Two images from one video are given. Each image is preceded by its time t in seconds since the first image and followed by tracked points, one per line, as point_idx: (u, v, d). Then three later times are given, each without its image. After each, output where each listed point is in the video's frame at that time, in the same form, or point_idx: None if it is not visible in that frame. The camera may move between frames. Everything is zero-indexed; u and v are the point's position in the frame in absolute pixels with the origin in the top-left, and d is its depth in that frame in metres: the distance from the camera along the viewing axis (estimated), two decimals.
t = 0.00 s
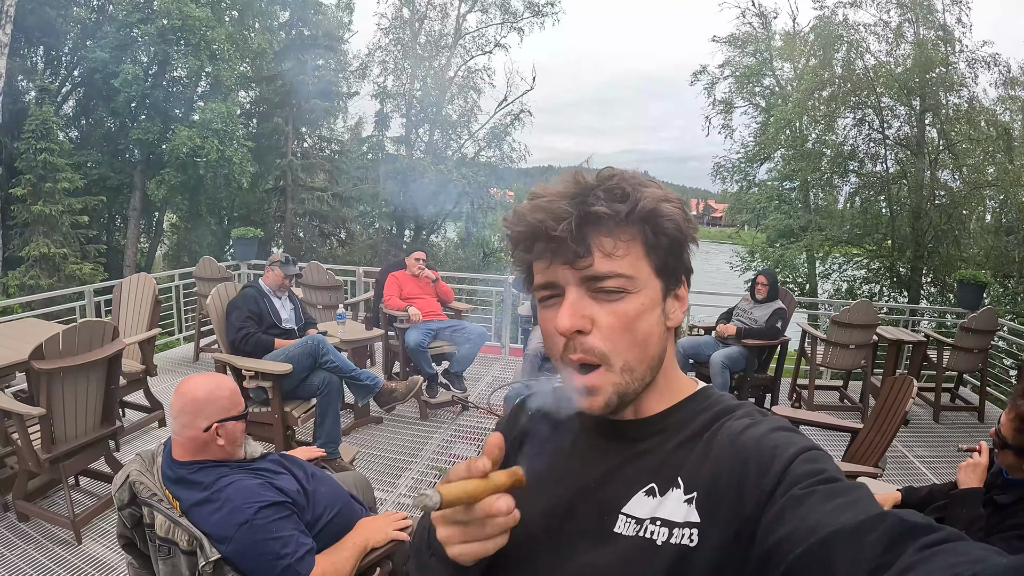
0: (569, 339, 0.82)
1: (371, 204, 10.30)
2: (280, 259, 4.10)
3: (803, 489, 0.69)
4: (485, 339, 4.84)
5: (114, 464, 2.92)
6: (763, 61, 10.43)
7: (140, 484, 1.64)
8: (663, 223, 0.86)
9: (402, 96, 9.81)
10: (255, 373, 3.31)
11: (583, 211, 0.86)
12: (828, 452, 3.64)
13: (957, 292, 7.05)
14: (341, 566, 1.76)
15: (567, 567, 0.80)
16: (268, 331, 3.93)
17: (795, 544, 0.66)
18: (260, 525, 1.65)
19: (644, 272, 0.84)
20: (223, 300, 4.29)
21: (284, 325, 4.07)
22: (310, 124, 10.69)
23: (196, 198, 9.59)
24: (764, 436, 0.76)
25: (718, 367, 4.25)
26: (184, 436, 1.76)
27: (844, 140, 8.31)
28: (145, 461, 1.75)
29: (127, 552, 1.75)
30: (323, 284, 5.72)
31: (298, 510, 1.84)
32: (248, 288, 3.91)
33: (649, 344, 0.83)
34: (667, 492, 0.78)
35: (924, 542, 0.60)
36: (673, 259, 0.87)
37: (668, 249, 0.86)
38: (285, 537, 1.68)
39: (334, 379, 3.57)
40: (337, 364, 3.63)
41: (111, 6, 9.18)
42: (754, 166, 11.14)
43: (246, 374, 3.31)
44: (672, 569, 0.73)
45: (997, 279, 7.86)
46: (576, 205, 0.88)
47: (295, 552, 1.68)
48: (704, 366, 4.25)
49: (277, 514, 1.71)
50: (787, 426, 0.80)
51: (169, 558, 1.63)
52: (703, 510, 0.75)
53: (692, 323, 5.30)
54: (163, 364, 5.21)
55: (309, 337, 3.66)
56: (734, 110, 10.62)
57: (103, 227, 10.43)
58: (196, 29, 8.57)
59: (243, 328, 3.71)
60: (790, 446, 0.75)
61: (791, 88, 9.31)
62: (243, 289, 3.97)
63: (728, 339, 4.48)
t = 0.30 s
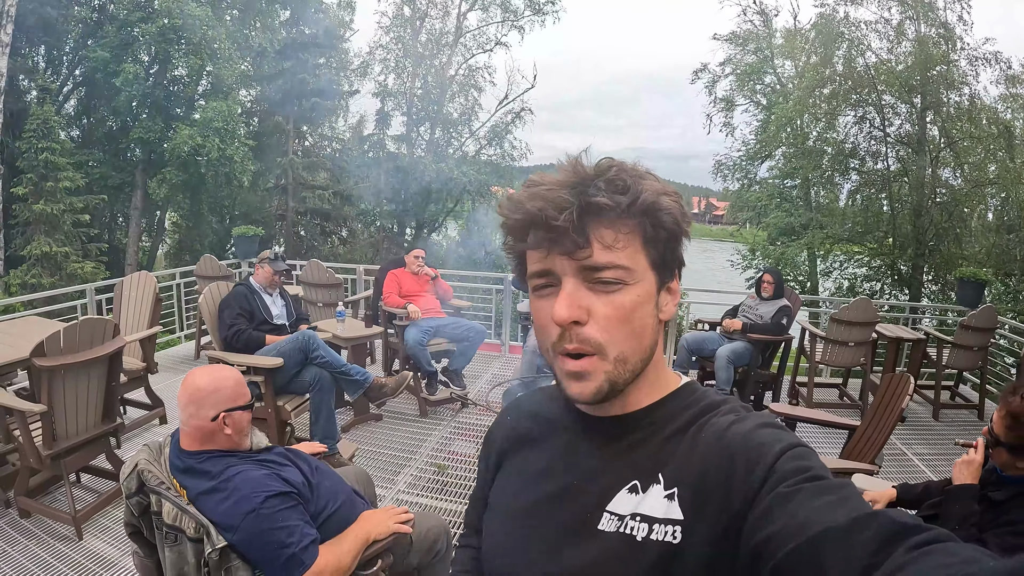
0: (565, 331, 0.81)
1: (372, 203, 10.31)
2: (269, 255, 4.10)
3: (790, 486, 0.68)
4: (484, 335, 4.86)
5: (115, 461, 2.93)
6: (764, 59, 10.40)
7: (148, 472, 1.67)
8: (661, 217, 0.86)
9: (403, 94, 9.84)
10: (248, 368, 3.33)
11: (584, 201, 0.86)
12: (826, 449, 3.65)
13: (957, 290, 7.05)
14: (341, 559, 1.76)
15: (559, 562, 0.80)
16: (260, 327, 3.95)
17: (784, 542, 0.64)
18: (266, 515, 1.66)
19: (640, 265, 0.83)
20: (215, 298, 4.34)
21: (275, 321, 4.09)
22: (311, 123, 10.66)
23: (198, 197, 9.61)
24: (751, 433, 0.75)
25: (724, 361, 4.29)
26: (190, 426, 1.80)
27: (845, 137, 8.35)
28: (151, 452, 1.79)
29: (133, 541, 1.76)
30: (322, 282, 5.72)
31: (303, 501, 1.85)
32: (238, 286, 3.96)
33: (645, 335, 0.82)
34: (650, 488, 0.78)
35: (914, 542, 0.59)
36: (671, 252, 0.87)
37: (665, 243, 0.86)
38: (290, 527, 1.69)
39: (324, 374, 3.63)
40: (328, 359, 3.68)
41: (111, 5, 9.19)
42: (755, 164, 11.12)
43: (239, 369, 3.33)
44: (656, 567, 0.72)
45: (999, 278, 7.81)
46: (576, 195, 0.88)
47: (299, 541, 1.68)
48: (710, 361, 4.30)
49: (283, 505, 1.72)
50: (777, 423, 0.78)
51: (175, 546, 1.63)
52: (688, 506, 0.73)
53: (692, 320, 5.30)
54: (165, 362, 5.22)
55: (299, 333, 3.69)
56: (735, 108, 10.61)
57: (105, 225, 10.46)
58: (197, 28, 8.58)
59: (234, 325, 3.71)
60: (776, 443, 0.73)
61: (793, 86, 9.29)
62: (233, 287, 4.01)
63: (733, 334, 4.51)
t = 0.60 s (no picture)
0: (584, 315, 0.82)
1: (374, 201, 10.32)
2: (263, 250, 4.10)
3: (798, 469, 0.68)
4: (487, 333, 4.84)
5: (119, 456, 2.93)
6: (766, 56, 10.36)
7: (173, 452, 1.69)
8: (673, 202, 0.87)
9: (404, 92, 9.99)
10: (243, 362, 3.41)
11: (600, 187, 0.86)
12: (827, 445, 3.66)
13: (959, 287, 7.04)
14: (363, 542, 1.77)
15: (565, 542, 0.80)
16: (256, 322, 3.95)
17: (789, 528, 0.64)
18: (293, 495, 1.67)
19: (654, 248, 0.84)
20: (213, 292, 4.39)
21: (271, 315, 4.07)
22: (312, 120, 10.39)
23: (200, 195, 9.63)
24: (759, 414, 0.74)
25: (725, 357, 4.27)
26: (219, 408, 1.82)
27: (846, 135, 8.37)
28: (176, 433, 1.81)
29: (161, 522, 1.79)
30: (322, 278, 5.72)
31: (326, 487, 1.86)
32: (235, 280, 3.97)
33: (659, 317, 0.83)
34: (658, 470, 0.77)
35: (921, 526, 0.58)
36: (680, 237, 0.88)
37: (675, 227, 0.87)
38: (315, 509, 1.69)
39: (321, 368, 3.63)
40: (323, 353, 3.68)
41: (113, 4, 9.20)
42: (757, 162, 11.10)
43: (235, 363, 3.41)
44: (661, 548, 0.71)
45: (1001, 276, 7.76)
46: (591, 180, 0.88)
47: (324, 523, 1.69)
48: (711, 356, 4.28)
49: (310, 487, 1.72)
50: (783, 405, 0.78)
51: (199, 524, 1.66)
52: (695, 490, 0.73)
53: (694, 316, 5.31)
54: (168, 359, 5.24)
55: (295, 327, 3.71)
56: (737, 106, 10.61)
57: (107, 223, 10.47)
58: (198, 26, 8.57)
59: (230, 320, 3.79)
60: (783, 427, 0.73)
61: (794, 83, 9.29)
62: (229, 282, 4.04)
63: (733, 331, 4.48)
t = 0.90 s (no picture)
0: (600, 317, 0.81)
1: (374, 200, 10.31)
2: (269, 250, 4.09)
3: (810, 465, 0.67)
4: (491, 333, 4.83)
5: (120, 456, 2.93)
6: (767, 55, 10.31)
7: (190, 441, 1.65)
8: (688, 203, 0.86)
9: (405, 91, 9.97)
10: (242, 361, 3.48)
11: (615, 193, 0.85)
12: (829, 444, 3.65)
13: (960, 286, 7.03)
14: (376, 535, 1.76)
15: (572, 538, 0.80)
16: (259, 321, 3.95)
17: (802, 522, 0.63)
18: (314, 484, 1.67)
19: (669, 249, 0.83)
20: (218, 290, 4.39)
21: (274, 315, 4.08)
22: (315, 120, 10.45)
23: (200, 194, 9.63)
24: (771, 411, 0.74)
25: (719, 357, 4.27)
26: (239, 401, 1.84)
27: (848, 133, 8.32)
28: (191, 425, 1.74)
29: (175, 513, 1.79)
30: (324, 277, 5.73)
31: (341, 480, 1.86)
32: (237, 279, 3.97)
33: (672, 318, 0.83)
34: (670, 465, 0.76)
35: (931, 523, 0.59)
36: (694, 237, 0.87)
37: (689, 228, 0.86)
38: (333, 499, 1.69)
39: (325, 368, 3.62)
40: (327, 352, 3.74)
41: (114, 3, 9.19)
42: (758, 160, 11.11)
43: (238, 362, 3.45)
44: (673, 543, 0.70)
45: (1002, 274, 7.77)
46: (605, 186, 0.87)
47: (341, 513, 1.68)
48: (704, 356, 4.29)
49: (328, 478, 1.72)
50: (795, 401, 0.78)
51: (214, 513, 1.62)
52: (707, 485, 0.72)
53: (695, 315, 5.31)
54: (169, 358, 5.25)
55: (298, 326, 3.76)
56: (738, 104, 10.60)
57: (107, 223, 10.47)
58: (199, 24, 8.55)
59: (233, 319, 3.78)
60: (794, 423, 0.72)
61: (795, 82, 9.28)
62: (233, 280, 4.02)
63: (727, 332, 4.51)
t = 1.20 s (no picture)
0: (600, 314, 0.81)
1: (376, 199, 10.32)
2: (280, 249, 4.11)
3: (811, 457, 0.67)
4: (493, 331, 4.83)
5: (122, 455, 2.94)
6: (768, 53, 10.27)
7: (192, 440, 1.66)
8: (685, 199, 0.86)
9: (407, 91, 10.12)
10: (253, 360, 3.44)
11: (612, 191, 0.85)
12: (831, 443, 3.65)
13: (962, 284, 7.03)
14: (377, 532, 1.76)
15: (575, 534, 0.79)
16: (269, 322, 3.95)
17: (804, 512, 0.63)
18: (316, 481, 1.67)
19: (667, 245, 0.83)
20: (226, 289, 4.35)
21: (285, 315, 4.10)
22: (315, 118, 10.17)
23: (201, 194, 9.65)
24: (772, 403, 0.74)
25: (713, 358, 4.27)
26: (241, 397, 1.85)
27: (849, 132, 8.28)
28: (193, 423, 1.74)
29: (176, 512, 1.79)
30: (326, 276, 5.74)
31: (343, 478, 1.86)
32: (249, 279, 3.98)
33: (672, 313, 0.82)
34: (673, 459, 0.76)
35: (932, 512, 0.58)
36: (692, 232, 0.87)
37: (688, 224, 0.86)
38: (334, 496, 1.68)
39: (335, 367, 3.66)
40: (338, 352, 3.72)
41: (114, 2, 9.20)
42: (760, 159, 11.11)
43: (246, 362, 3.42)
44: (676, 537, 0.70)
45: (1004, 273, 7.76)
46: (603, 184, 0.86)
47: (342, 511, 1.68)
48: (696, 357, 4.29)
49: (330, 475, 1.72)
50: (795, 394, 0.78)
51: (216, 511, 1.63)
52: (710, 478, 0.72)
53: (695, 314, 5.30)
54: (170, 357, 5.25)
55: (309, 326, 3.75)
56: (739, 103, 10.60)
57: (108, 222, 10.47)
58: (200, 24, 8.51)
59: (244, 319, 3.80)
60: (795, 416, 0.72)
61: (796, 80, 9.28)
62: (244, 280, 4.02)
63: (719, 333, 4.49)
